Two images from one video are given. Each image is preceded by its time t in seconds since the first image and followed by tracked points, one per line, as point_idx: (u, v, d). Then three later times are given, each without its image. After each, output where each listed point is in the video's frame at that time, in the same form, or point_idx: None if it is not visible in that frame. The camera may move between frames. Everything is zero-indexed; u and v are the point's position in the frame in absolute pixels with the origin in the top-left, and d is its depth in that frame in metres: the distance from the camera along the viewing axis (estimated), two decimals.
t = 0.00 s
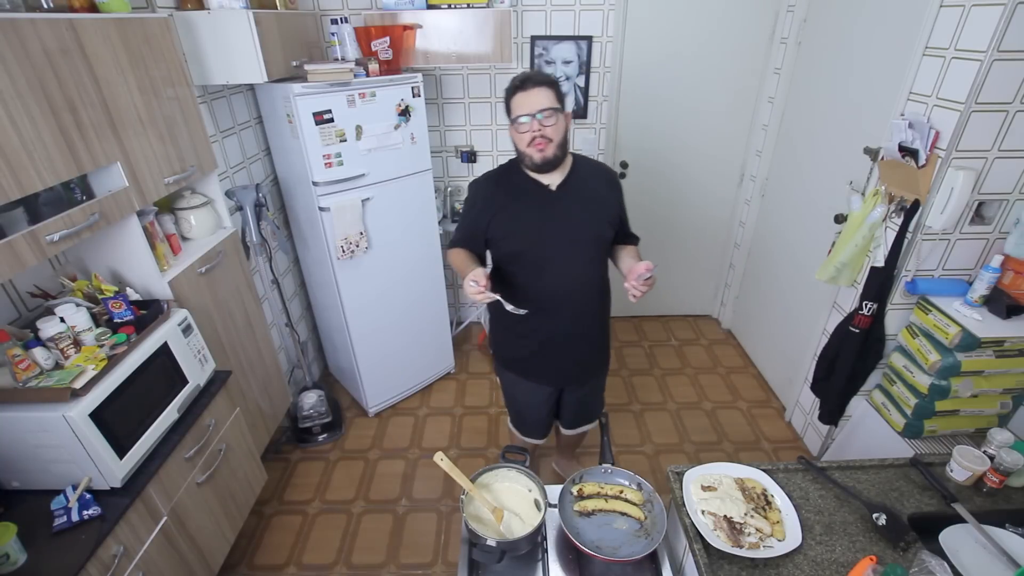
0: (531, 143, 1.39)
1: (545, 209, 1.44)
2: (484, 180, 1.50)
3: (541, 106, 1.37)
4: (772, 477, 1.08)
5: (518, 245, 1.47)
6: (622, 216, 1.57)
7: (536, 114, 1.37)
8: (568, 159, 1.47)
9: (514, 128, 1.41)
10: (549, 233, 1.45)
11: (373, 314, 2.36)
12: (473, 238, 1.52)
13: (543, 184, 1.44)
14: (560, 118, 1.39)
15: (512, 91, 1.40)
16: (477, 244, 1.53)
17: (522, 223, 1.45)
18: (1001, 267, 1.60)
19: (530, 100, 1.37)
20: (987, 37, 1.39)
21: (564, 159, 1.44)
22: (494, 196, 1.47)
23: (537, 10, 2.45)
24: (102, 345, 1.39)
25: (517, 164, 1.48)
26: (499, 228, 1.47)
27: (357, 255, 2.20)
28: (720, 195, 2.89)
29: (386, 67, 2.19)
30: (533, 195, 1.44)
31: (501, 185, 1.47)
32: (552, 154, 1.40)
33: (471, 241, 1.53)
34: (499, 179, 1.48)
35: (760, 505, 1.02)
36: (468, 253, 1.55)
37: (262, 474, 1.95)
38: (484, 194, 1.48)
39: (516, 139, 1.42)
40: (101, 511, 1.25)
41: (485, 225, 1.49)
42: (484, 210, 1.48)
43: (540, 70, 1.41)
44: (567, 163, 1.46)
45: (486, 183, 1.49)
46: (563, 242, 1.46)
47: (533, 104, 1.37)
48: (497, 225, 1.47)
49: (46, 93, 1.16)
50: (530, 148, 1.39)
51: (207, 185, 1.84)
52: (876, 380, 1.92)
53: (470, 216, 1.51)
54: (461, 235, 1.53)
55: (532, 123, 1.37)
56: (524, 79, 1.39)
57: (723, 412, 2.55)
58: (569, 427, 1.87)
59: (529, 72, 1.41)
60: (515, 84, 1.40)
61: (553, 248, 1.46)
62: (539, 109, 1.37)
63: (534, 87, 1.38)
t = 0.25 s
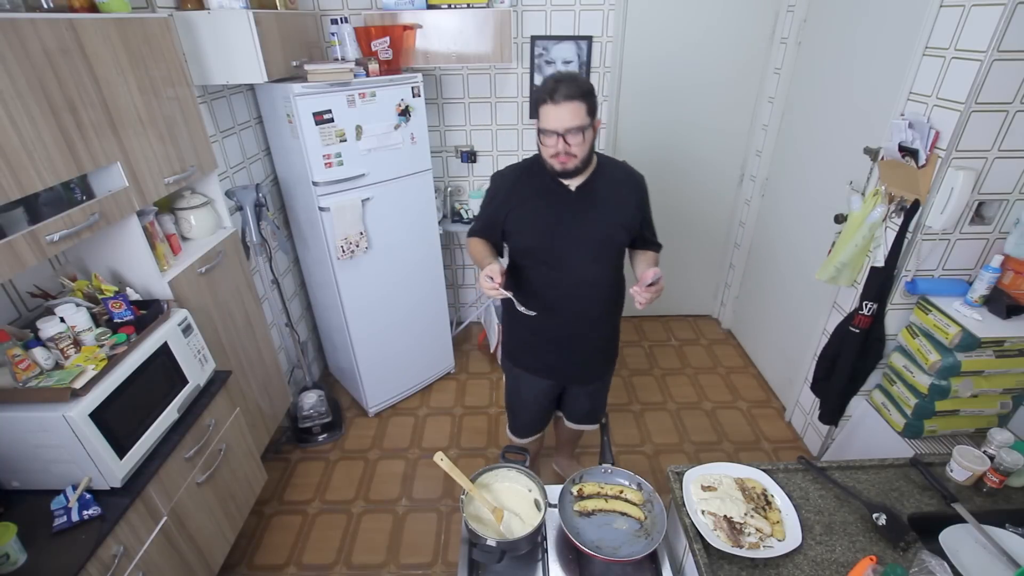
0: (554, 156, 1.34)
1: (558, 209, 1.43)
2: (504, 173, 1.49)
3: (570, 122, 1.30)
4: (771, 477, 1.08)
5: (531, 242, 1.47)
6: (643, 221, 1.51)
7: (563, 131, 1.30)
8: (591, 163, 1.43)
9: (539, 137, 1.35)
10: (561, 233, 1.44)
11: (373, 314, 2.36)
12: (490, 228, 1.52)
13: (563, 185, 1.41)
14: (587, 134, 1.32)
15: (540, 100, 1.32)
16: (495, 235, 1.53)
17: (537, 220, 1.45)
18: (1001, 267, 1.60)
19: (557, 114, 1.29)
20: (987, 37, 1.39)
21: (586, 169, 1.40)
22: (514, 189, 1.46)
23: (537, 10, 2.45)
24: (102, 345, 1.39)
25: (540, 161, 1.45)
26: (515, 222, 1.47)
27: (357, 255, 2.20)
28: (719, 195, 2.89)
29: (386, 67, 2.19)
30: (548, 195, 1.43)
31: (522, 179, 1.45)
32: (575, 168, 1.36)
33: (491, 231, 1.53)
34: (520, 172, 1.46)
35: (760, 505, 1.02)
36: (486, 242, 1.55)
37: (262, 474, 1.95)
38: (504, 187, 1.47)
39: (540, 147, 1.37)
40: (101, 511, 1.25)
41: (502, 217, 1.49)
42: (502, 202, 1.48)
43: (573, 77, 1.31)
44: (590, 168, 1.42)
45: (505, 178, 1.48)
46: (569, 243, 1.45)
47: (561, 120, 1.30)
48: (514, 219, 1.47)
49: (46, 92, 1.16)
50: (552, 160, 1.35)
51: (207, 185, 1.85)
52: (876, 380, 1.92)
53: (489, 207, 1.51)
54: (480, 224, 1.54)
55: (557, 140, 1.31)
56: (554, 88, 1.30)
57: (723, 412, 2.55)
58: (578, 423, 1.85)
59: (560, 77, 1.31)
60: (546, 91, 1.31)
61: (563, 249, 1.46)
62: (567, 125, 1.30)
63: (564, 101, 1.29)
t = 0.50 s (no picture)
0: (563, 169, 1.34)
1: (563, 212, 1.42)
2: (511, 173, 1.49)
3: (581, 138, 1.29)
4: (772, 477, 1.08)
5: (535, 244, 1.46)
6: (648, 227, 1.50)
7: (574, 146, 1.29)
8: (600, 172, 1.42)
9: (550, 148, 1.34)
10: (565, 236, 1.43)
11: (373, 313, 2.36)
12: (498, 226, 1.54)
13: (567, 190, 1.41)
14: (598, 150, 1.31)
15: (553, 112, 1.30)
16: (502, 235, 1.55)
17: (542, 222, 1.44)
18: (1001, 267, 1.60)
19: (569, 128, 1.28)
20: (987, 37, 1.39)
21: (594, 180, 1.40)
22: (521, 189, 1.46)
23: (537, 10, 2.45)
24: (102, 345, 1.39)
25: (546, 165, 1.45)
26: (520, 222, 1.47)
27: (357, 255, 2.20)
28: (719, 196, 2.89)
29: (387, 67, 2.19)
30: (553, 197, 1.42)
31: (529, 180, 1.46)
32: (583, 182, 1.36)
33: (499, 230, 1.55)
34: (528, 174, 1.46)
35: (760, 505, 1.02)
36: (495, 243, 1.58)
37: (262, 474, 1.95)
38: (511, 188, 1.48)
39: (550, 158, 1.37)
40: (101, 512, 1.25)
41: (509, 216, 1.49)
42: (509, 201, 1.48)
43: (588, 90, 1.28)
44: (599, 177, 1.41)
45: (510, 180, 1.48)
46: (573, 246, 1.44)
47: (573, 135, 1.29)
48: (519, 219, 1.47)
49: (47, 92, 1.16)
50: (561, 172, 1.35)
51: (207, 185, 1.84)
52: (876, 380, 1.92)
53: (496, 205, 1.52)
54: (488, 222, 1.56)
55: (568, 154, 1.31)
56: (568, 100, 1.28)
57: (723, 412, 2.55)
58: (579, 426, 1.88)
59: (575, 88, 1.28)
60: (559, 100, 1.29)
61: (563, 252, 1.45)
62: (578, 141, 1.29)
63: (576, 117, 1.27)
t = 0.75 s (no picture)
0: (550, 173, 1.33)
1: (556, 219, 1.41)
2: (499, 182, 1.48)
3: (569, 141, 1.27)
4: (771, 477, 1.08)
5: (532, 253, 1.46)
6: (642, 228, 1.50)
7: (561, 149, 1.28)
8: (589, 177, 1.40)
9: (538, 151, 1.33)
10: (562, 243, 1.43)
11: (373, 313, 2.36)
12: (488, 238, 1.53)
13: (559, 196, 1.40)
14: (585, 154, 1.30)
15: (540, 115, 1.29)
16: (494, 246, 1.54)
17: (537, 231, 1.43)
18: (1001, 267, 1.60)
19: (557, 131, 1.27)
20: (987, 37, 1.39)
21: (582, 185, 1.38)
22: (511, 199, 1.45)
23: (537, 10, 2.45)
24: (101, 345, 1.39)
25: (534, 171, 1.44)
26: (514, 233, 1.46)
27: (357, 255, 2.20)
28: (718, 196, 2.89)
29: (386, 67, 2.19)
30: (547, 204, 1.41)
31: (518, 190, 1.45)
32: (570, 186, 1.35)
33: (489, 241, 1.54)
34: (516, 183, 1.45)
35: (760, 505, 1.02)
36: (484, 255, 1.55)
37: (262, 474, 1.95)
38: (501, 198, 1.47)
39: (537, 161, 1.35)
40: (101, 511, 1.25)
41: (502, 227, 1.48)
42: (499, 212, 1.48)
43: (576, 92, 1.27)
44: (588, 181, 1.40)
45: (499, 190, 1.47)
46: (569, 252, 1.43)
47: (561, 138, 1.27)
48: (512, 230, 1.46)
49: (47, 92, 1.16)
50: (548, 175, 1.34)
51: (207, 185, 1.84)
52: (876, 380, 1.92)
53: (487, 217, 1.51)
54: (477, 234, 1.55)
55: (554, 157, 1.29)
56: (556, 102, 1.27)
57: (723, 412, 2.55)
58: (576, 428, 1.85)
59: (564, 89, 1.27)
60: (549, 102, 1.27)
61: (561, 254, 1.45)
62: (565, 144, 1.27)
63: (564, 119, 1.26)
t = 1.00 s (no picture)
0: (533, 189, 1.25)
1: (548, 232, 1.34)
2: (478, 200, 1.37)
3: (551, 155, 1.20)
4: (771, 477, 1.08)
5: (528, 271, 1.38)
6: (631, 230, 1.48)
7: (544, 163, 1.20)
8: (573, 189, 1.34)
9: (519, 167, 1.25)
10: (556, 257, 1.36)
11: (373, 314, 2.36)
12: (472, 263, 1.41)
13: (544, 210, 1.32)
14: (569, 166, 1.23)
15: (520, 128, 1.21)
16: (477, 270, 1.42)
17: (530, 247, 1.35)
18: (1001, 267, 1.60)
19: (539, 144, 1.20)
20: (987, 37, 1.39)
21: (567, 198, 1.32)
22: (496, 217, 1.36)
23: (537, 10, 2.46)
24: (101, 345, 1.39)
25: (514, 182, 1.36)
26: (505, 250, 1.37)
27: (357, 254, 2.20)
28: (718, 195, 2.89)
29: (387, 67, 2.19)
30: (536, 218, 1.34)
31: (501, 207, 1.35)
32: (554, 201, 1.28)
33: (469, 266, 1.41)
34: (498, 199, 1.36)
35: (760, 505, 1.02)
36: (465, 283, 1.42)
37: (262, 475, 1.95)
38: (484, 218, 1.36)
39: (519, 177, 1.28)
40: (101, 511, 1.25)
41: (490, 245, 1.38)
42: (484, 233, 1.37)
43: (557, 101, 1.20)
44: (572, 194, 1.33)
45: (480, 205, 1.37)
46: (564, 265, 1.37)
47: (542, 152, 1.20)
48: (502, 250, 1.37)
49: (46, 92, 1.16)
50: (531, 191, 1.27)
51: (207, 185, 1.84)
52: (876, 380, 1.92)
53: (468, 239, 1.39)
54: (456, 260, 1.41)
55: (537, 172, 1.22)
56: (536, 112, 1.19)
57: (723, 412, 2.55)
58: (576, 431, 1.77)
59: (544, 98, 1.20)
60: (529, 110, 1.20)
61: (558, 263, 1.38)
62: (548, 157, 1.20)
63: (546, 131, 1.19)
